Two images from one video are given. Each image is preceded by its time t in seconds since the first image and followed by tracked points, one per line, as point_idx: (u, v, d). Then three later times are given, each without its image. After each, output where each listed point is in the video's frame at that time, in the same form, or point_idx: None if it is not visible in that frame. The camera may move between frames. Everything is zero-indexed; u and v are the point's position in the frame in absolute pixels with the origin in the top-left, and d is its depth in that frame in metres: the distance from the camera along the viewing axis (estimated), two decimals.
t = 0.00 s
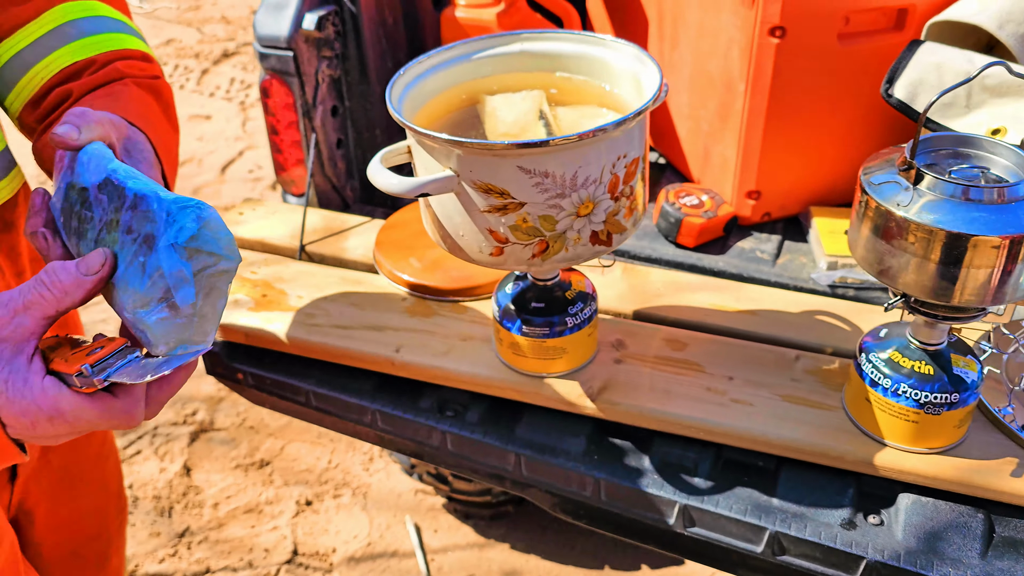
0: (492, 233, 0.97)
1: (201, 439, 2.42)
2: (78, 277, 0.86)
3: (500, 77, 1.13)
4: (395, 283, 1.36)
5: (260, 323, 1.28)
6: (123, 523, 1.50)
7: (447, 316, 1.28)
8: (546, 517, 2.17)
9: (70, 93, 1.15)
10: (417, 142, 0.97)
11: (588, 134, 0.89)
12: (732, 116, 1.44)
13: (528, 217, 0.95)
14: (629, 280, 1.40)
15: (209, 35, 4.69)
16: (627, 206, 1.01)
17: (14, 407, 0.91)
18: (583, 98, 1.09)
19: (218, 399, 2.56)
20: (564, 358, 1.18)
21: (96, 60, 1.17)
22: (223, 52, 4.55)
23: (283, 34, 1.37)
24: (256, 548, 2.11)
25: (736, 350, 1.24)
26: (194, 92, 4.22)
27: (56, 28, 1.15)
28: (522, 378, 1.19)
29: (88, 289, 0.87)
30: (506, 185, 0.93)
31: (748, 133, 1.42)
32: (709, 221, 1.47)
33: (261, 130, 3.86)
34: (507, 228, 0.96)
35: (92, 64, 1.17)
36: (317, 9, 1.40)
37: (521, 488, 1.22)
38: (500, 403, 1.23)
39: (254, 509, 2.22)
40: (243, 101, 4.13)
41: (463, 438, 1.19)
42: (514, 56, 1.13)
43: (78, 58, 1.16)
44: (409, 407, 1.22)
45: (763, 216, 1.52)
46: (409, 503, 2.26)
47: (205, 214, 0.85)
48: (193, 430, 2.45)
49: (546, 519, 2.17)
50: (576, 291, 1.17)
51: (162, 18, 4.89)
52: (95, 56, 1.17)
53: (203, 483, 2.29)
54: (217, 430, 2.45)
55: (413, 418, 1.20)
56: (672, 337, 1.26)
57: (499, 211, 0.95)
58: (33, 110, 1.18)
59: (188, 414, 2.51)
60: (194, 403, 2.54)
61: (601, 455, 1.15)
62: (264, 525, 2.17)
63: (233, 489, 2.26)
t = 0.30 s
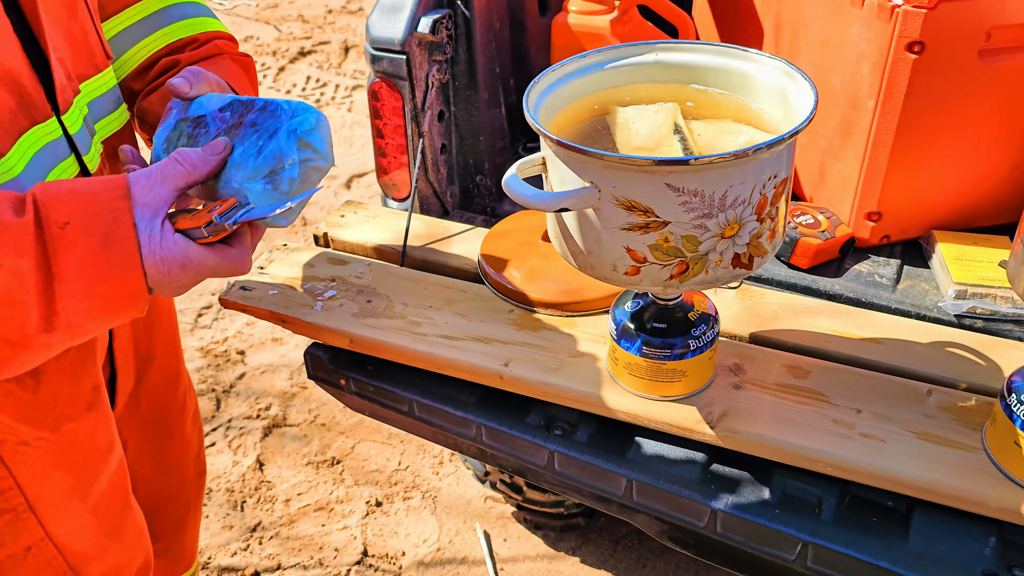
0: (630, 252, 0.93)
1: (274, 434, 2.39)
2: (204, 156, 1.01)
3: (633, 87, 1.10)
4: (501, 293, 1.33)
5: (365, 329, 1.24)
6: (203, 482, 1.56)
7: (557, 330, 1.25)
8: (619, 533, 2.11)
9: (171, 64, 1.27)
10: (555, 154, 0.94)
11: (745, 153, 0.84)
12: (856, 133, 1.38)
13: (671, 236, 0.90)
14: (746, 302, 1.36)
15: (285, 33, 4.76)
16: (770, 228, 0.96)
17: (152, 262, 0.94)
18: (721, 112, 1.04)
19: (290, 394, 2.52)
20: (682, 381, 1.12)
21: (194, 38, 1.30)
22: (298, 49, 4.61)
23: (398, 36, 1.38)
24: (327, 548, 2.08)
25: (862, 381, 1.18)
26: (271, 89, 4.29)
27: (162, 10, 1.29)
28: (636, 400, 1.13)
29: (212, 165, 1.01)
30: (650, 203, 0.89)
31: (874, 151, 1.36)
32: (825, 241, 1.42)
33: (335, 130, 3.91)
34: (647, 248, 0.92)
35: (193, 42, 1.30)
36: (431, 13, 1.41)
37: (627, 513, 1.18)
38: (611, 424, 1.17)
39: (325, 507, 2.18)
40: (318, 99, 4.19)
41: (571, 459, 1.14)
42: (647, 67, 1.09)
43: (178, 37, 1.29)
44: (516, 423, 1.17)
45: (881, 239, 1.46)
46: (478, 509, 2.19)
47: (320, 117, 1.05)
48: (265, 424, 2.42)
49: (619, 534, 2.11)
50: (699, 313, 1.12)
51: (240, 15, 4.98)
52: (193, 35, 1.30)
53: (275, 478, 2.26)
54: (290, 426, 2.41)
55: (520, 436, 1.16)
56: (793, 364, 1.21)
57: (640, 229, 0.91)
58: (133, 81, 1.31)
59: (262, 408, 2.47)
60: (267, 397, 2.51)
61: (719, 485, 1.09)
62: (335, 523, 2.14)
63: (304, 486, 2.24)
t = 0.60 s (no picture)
0: (736, 277, 0.82)
1: (338, 436, 2.36)
2: (294, 71, 0.98)
3: (742, 92, 0.99)
4: (580, 310, 1.24)
5: (434, 343, 1.17)
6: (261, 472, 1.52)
7: (641, 355, 1.15)
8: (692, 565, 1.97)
9: (233, 27, 1.25)
10: (655, 164, 0.84)
11: (883, 169, 0.72)
12: (988, 150, 1.25)
13: (785, 262, 0.79)
14: (853, 335, 1.22)
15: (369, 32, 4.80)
16: (901, 258, 0.83)
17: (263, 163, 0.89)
18: (844, 122, 0.92)
19: (357, 396, 2.49)
20: (782, 422, 1.00)
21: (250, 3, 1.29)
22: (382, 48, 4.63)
23: (482, 33, 1.31)
24: (385, 557, 2.02)
25: (992, 433, 1.02)
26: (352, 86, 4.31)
27: None
28: (727, 439, 1.01)
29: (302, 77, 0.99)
30: (763, 224, 0.78)
31: (1011, 170, 1.23)
32: (946, 270, 1.26)
33: (413, 129, 3.90)
34: (756, 274, 0.81)
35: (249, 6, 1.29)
36: (519, 9, 1.33)
37: (712, 564, 1.07)
38: (698, 464, 1.06)
39: (385, 514, 2.13)
40: (398, 98, 4.18)
41: (652, 500, 1.03)
42: (760, 69, 0.98)
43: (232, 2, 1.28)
44: (593, 456, 1.08)
45: (1010, 269, 1.31)
46: (541, 527, 2.10)
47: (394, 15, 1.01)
48: (330, 425, 2.40)
49: (692, 566, 1.97)
50: (804, 347, 0.99)
51: (326, 13, 5.04)
52: None
53: (336, 481, 2.23)
54: (354, 428, 2.38)
55: (596, 470, 1.06)
56: (909, 407, 1.07)
57: (750, 252, 0.80)
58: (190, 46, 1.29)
59: (328, 409, 2.45)
60: (333, 398, 2.48)
61: (820, 541, 0.96)
62: (394, 532, 2.08)
63: (365, 491, 2.20)
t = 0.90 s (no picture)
0: (790, 307, 0.72)
1: (381, 435, 2.33)
2: (347, 116, 0.97)
3: (808, 95, 0.88)
4: (621, 326, 1.15)
5: (463, 356, 1.10)
6: (281, 469, 1.50)
7: (684, 380, 1.06)
8: None
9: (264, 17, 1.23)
10: (703, 174, 0.74)
11: (971, 191, 0.61)
12: None
13: (848, 293, 0.69)
14: (924, 369, 1.09)
15: (436, 26, 4.78)
16: (987, 290, 0.72)
17: (309, 196, 0.87)
18: (924, 131, 0.81)
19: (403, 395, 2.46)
20: (840, 466, 0.89)
21: None
22: (448, 43, 4.61)
23: (531, 25, 1.22)
24: (421, 564, 1.97)
25: None
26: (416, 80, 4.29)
27: None
28: (776, 480, 0.91)
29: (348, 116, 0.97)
30: (824, 249, 0.67)
31: None
32: None
33: (474, 125, 3.85)
34: (814, 304, 0.71)
35: None
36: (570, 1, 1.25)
37: None
38: (743, 506, 0.96)
39: (424, 519, 2.09)
40: (462, 93, 4.14)
41: (690, 543, 0.93)
42: (829, 69, 0.87)
43: None
44: (628, 489, 1.00)
45: None
46: (583, 542, 2.02)
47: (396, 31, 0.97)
48: (374, 424, 2.37)
49: None
50: (868, 384, 0.88)
51: (395, 7, 5.05)
52: None
53: (377, 482, 2.20)
54: (398, 428, 2.35)
55: (630, 505, 0.98)
56: (988, 457, 0.94)
57: (807, 279, 0.70)
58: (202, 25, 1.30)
59: (372, 407, 2.43)
60: (378, 396, 2.46)
61: None
62: (432, 539, 2.03)
63: (405, 494, 2.16)
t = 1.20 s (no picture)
0: (807, 331, 0.68)
1: (410, 428, 2.34)
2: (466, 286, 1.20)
3: (842, 106, 0.84)
4: (643, 336, 1.13)
5: (477, 361, 1.10)
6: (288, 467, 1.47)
7: (704, 398, 1.03)
8: None
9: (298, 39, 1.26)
10: (720, 188, 0.70)
11: (1006, 219, 0.56)
12: None
13: (870, 320, 0.64)
14: (960, 397, 1.03)
15: (487, 18, 4.76)
16: None
17: (268, 313, 0.88)
18: (964, 148, 0.78)
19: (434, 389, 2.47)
20: (861, 496, 0.84)
21: (301, 51, 1.28)
22: (499, 35, 4.59)
23: (562, 23, 1.22)
24: (443, 560, 1.97)
25: None
26: (465, 72, 4.29)
27: (275, 18, 1.27)
28: (792, 508, 0.87)
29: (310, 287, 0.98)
30: (844, 272, 0.63)
31: None
32: None
33: (521, 119, 3.83)
34: (833, 330, 0.66)
35: (303, 57, 1.28)
36: None
37: None
38: (758, 531, 0.92)
39: (448, 515, 2.09)
40: (510, 86, 4.13)
41: (700, 566, 0.90)
42: (866, 78, 0.83)
43: (284, 50, 1.27)
44: (638, 506, 0.97)
45: None
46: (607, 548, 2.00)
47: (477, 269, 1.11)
48: (404, 417, 2.39)
49: None
50: (894, 413, 0.84)
51: None
52: (305, 46, 1.28)
53: (403, 475, 2.21)
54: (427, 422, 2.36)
55: (639, 523, 0.95)
56: None
57: (826, 303, 0.65)
58: (248, 95, 1.31)
59: (403, 399, 2.44)
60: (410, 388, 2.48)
61: None
62: (455, 535, 2.03)
63: (431, 488, 2.16)
